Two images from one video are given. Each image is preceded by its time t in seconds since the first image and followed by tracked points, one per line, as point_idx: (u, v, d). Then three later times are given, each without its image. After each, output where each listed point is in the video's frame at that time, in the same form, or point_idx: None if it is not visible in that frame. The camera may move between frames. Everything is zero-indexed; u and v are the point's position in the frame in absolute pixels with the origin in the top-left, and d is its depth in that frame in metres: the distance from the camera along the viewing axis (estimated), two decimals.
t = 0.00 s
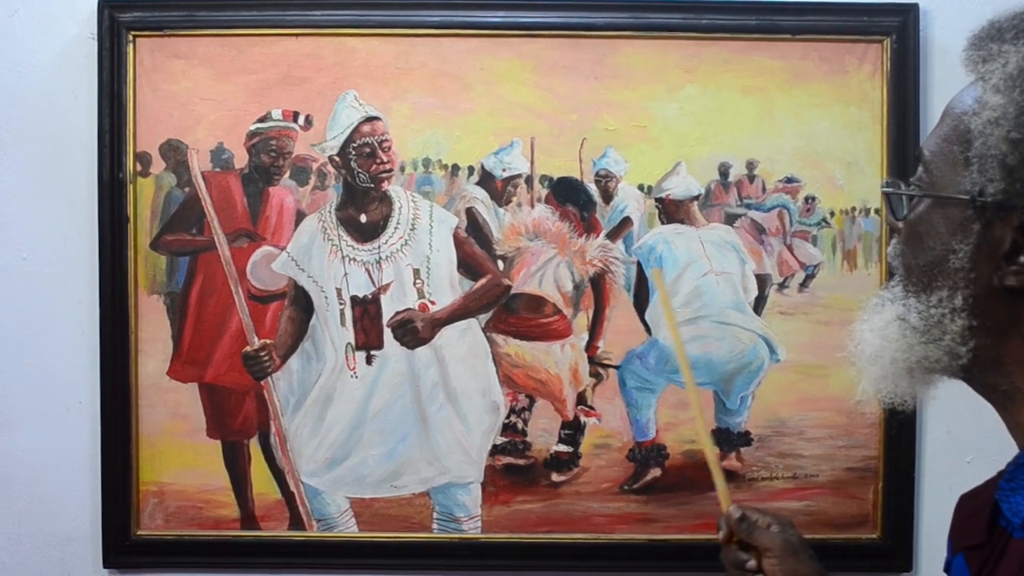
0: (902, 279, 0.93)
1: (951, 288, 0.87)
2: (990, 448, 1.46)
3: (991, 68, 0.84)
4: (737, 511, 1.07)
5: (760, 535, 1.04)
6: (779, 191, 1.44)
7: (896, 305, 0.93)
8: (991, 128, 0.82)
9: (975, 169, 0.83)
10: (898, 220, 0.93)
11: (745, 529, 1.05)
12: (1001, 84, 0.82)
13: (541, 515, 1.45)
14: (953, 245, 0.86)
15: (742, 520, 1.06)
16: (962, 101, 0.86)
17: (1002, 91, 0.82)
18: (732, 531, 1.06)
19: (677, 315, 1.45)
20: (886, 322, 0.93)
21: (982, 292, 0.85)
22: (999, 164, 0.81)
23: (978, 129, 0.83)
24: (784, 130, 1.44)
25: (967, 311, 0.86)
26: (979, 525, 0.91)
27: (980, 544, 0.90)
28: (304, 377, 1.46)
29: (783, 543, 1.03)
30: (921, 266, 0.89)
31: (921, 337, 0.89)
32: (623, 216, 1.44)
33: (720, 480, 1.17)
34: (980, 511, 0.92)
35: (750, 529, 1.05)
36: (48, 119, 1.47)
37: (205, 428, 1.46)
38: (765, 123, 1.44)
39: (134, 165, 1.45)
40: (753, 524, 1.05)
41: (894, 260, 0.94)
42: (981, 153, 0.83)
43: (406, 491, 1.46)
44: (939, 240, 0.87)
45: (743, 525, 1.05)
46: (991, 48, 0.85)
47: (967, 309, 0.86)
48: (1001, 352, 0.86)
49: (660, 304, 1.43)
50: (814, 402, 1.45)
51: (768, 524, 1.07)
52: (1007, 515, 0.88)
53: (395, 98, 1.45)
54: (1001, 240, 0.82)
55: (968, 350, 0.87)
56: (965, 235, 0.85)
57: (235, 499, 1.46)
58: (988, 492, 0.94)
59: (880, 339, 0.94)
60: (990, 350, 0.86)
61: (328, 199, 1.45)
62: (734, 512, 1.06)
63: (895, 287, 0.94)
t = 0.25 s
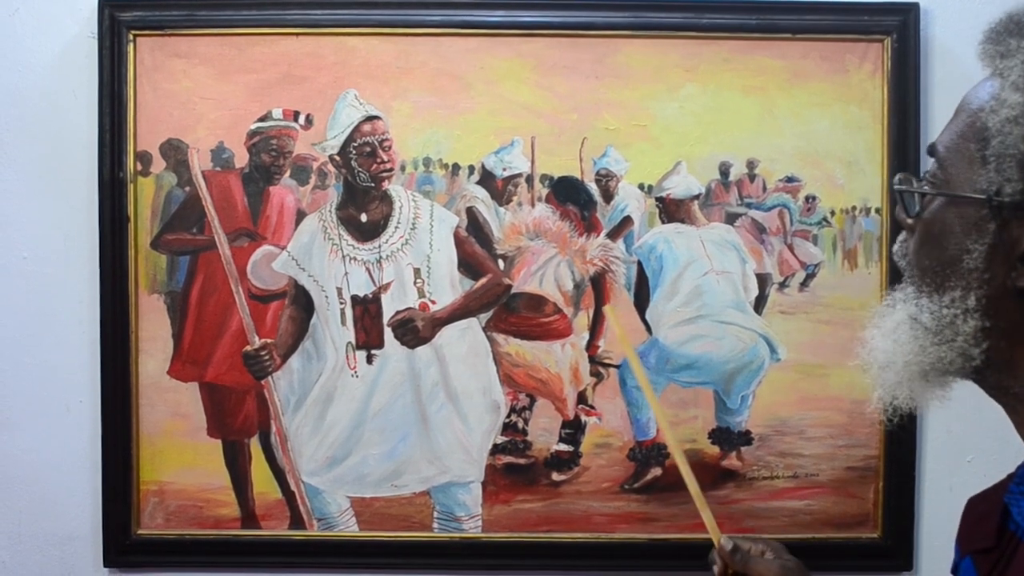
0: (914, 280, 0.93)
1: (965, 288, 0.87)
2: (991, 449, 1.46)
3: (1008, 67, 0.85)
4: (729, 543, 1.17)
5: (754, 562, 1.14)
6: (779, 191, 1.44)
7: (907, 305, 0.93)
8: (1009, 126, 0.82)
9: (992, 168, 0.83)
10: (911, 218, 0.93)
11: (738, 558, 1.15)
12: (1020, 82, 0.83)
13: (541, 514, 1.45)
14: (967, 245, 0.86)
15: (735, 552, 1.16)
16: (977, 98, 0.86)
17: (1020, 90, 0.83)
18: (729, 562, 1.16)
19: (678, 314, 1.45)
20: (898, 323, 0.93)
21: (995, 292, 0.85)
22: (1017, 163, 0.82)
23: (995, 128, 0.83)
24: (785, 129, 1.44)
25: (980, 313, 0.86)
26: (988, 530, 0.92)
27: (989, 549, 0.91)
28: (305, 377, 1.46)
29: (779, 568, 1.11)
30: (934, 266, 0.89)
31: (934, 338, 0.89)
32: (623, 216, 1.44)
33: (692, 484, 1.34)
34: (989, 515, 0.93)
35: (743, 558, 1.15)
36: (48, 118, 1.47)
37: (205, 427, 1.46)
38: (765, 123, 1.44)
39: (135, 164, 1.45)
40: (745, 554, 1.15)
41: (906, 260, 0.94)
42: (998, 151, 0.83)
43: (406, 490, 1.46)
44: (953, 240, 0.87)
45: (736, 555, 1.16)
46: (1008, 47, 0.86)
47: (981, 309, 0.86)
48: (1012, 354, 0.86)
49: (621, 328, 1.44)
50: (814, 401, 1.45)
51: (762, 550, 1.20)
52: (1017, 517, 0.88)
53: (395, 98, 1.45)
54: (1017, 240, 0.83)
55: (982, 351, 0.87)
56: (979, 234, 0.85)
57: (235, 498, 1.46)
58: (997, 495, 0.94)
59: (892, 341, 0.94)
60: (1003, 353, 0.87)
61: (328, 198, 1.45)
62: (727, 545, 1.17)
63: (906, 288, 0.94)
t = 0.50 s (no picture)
0: (920, 279, 0.93)
1: (971, 288, 0.86)
2: (990, 448, 1.46)
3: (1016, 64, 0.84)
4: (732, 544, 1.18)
5: (758, 564, 1.15)
6: (779, 190, 1.44)
7: (913, 304, 0.93)
8: (1016, 125, 0.82)
9: (999, 167, 0.83)
10: (915, 218, 0.93)
11: (742, 560, 1.16)
12: None
13: (541, 514, 1.45)
14: (974, 245, 0.86)
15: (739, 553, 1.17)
16: (984, 96, 0.86)
17: None
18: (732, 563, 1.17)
19: (677, 314, 1.45)
20: (902, 321, 0.93)
21: (1001, 292, 0.85)
22: None
23: (1002, 126, 0.83)
24: (785, 129, 1.44)
25: (986, 313, 0.86)
26: (988, 531, 0.91)
27: (989, 551, 0.90)
28: (304, 376, 1.46)
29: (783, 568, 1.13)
30: (940, 266, 0.89)
31: (938, 337, 0.89)
32: (623, 215, 1.44)
33: (696, 484, 1.28)
34: (990, 515, 0.93)
35: (747, 560, 1.16)
36: (48, 118, 1.47)
37: (205, 427, 1.46)
38: (765, 123, 1.44)
39: (135, 164, 1.45)
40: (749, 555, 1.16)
41: (914, 259, 0.94)
42: (1005, 150, 0.82)
43: (406, 490, 1.46)
44: (960, 239, 0.86)
45: (739, 556, 1.17)
46: (1015, 45, 0.85)
47: (987, 310, 0.86)
48: (1017, 355, 0.86)
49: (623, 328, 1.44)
50: (814, 401, 1.45)
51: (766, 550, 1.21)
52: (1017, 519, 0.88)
53: (395, 97, 1.45)
54: None
55: (986, 350, 0.87)
56: (986, 234, 0.85)
57: (235, 498, 1.46)
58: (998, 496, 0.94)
59: (894, 338, 0.94)
60: (1008, 353, 0.87)
61: (328, 198, 1.45)
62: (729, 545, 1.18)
63: (912, 287, 0.94)
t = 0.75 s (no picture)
0: (918, 279, 0.92)
1: (969, 288, 0.86)
2: (990, 448, 1.46)
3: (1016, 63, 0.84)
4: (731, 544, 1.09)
5: (758, 565, 1.07)
6: (778, 190, 1.44)
7: (911, 305, 0.92)
8: (1015, 124, 0.82)
9: (998, 166, 0.83)
10: (914, 216, 0.93)
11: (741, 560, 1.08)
12: None
13: (540, 514, 1.45)
14: (971, 244, 0.86)
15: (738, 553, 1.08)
16: (983, 94, 0.86)
17: None
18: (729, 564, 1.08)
19: (677, 313, 1.45)
20: (901, 323, 0.93)
21: (1000, 292, 0.85)
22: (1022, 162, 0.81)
23: (1001, 125, 0.83)
24: (784, 128, 1.44)
25: (985, 313, 0.86)
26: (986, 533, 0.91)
27: (987, 552, 0.90)
28: (304, 376, 1.46)
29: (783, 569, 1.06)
30: (938, 265, 0.89)
31: (937, 339, 0.89)
32: (623, 215, 1.44)
33: (693, 481, 1.21)
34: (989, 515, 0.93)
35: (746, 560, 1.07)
36: (47, 118, 1.47)
37: (204, 427, 1.46)
38: (764, 122, 1.44)
39: (134, 163, 1.44)
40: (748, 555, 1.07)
41: (911, 259, 0.94)
42: (1004, 149, 0.82)
43: (406, 489, 1.46)
44: (957, 238, 0.86)
45: (738, 556, 1.08)
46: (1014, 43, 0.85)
47: (985, 309, 0.86)
48: (1016, 355, 0.86)
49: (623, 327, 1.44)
50: (814, 401, 1.45)
51: (764, 551, 1.15)
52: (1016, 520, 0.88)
53: (394, 97, 1.45)
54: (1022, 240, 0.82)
55: (985, 351, 0.87)
56: (985, 233, 0.85)
57: (234, 498, 1.46)
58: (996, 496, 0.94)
59: (894, 340, 0.94)
60: (1006, 353, 0.87)
61: (328, 198, 1.45)
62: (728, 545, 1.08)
63: (910, 288, 0.93)
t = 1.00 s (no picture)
0: (915, 279, 0.92)
1: (967, 288, 0.86)
2: (989, 449, 1.46)
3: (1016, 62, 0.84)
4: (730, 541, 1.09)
5: (756, 564, 1.07)
6: (778, 190, 1.44)
7: (909, 305, 0.92)
8: (1014, 124, 0.82)
9: (996, 166, 0.83)
10: (911, 214, 0.94)
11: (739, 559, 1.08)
12: None
13: (540, 513, 1.45)
14: (968, 243, 0.86)
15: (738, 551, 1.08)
16: (983, 93, 0.86)
17: None
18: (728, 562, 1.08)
19: (677, 313, 1.45)
20: (899, 323, 0.93)
21: (996, 292, 0.85)
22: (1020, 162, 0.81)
23: (1000, 125, 0.83)
24: (784, 128, 1.44)
25: (982, 312, 0.86)
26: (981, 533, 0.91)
27: (983, 551, 0.90)
28: (304, 376, 1.46)
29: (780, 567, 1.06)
30: (935, 265, 0.89)
31: (934, 338, 0.89)
32: (622, 215, 1.44)
33: (692, 483, 1.21)
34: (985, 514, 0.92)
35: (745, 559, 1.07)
36: (47, 117, 1.47)
37: (204, 426, 1.46)
38: (764, 122, 1.44)
39: (134, 163, 1.45)
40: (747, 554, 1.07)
41: (908, 259, 0.94)
42: (1002, 149, 0.82)
43: (406, 489, 1.46)
44: (954, 238, 0.87)
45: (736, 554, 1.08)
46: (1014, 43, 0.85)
47: (982, 309, 0.86)
48: (1013, 355, 0.86)
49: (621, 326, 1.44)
50: (814, 400, 1.45)
51: (762, 549, 1.14)
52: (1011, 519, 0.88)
53: (394, 97, 1.45)
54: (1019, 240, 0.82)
55: (983, 351, 0.87)
56: (982, 233, 0.84)
57: (234, 497, 1.46)
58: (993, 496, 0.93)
59: (891, 340, 0.94)
60: (1004, 353, 0.86)
61: (328, 197, 1.45)
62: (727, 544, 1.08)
63: (908, 287, 0.93)
